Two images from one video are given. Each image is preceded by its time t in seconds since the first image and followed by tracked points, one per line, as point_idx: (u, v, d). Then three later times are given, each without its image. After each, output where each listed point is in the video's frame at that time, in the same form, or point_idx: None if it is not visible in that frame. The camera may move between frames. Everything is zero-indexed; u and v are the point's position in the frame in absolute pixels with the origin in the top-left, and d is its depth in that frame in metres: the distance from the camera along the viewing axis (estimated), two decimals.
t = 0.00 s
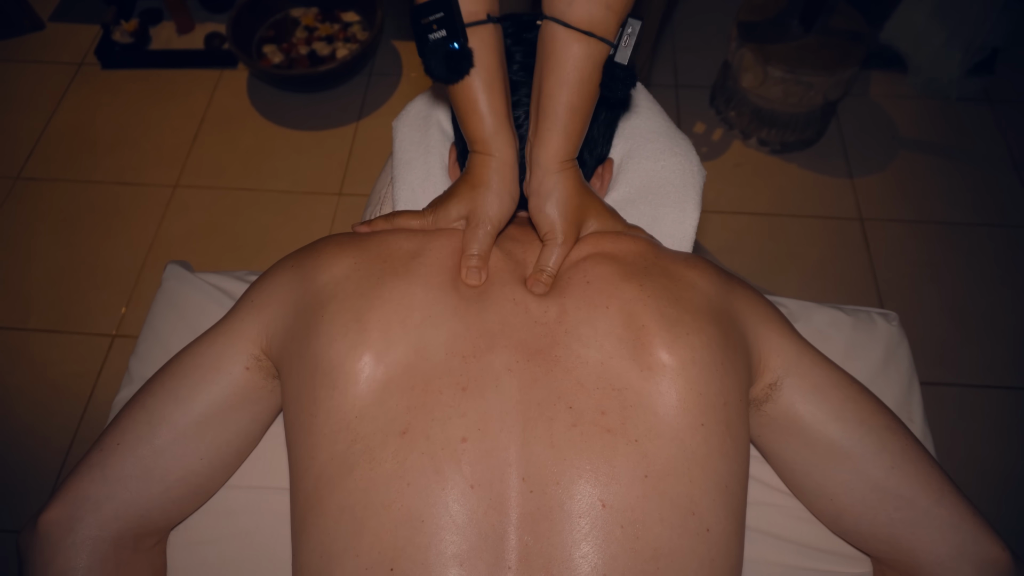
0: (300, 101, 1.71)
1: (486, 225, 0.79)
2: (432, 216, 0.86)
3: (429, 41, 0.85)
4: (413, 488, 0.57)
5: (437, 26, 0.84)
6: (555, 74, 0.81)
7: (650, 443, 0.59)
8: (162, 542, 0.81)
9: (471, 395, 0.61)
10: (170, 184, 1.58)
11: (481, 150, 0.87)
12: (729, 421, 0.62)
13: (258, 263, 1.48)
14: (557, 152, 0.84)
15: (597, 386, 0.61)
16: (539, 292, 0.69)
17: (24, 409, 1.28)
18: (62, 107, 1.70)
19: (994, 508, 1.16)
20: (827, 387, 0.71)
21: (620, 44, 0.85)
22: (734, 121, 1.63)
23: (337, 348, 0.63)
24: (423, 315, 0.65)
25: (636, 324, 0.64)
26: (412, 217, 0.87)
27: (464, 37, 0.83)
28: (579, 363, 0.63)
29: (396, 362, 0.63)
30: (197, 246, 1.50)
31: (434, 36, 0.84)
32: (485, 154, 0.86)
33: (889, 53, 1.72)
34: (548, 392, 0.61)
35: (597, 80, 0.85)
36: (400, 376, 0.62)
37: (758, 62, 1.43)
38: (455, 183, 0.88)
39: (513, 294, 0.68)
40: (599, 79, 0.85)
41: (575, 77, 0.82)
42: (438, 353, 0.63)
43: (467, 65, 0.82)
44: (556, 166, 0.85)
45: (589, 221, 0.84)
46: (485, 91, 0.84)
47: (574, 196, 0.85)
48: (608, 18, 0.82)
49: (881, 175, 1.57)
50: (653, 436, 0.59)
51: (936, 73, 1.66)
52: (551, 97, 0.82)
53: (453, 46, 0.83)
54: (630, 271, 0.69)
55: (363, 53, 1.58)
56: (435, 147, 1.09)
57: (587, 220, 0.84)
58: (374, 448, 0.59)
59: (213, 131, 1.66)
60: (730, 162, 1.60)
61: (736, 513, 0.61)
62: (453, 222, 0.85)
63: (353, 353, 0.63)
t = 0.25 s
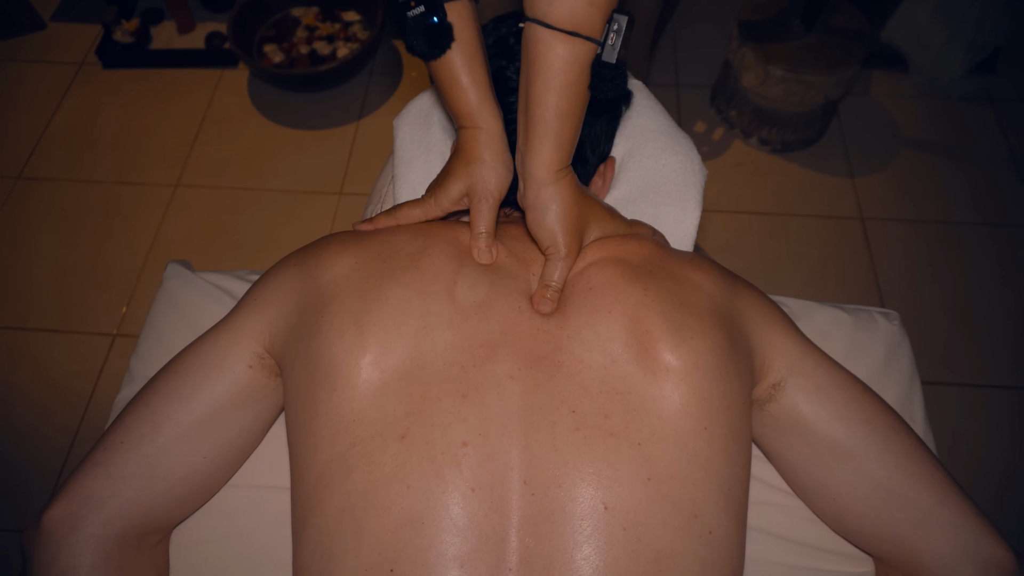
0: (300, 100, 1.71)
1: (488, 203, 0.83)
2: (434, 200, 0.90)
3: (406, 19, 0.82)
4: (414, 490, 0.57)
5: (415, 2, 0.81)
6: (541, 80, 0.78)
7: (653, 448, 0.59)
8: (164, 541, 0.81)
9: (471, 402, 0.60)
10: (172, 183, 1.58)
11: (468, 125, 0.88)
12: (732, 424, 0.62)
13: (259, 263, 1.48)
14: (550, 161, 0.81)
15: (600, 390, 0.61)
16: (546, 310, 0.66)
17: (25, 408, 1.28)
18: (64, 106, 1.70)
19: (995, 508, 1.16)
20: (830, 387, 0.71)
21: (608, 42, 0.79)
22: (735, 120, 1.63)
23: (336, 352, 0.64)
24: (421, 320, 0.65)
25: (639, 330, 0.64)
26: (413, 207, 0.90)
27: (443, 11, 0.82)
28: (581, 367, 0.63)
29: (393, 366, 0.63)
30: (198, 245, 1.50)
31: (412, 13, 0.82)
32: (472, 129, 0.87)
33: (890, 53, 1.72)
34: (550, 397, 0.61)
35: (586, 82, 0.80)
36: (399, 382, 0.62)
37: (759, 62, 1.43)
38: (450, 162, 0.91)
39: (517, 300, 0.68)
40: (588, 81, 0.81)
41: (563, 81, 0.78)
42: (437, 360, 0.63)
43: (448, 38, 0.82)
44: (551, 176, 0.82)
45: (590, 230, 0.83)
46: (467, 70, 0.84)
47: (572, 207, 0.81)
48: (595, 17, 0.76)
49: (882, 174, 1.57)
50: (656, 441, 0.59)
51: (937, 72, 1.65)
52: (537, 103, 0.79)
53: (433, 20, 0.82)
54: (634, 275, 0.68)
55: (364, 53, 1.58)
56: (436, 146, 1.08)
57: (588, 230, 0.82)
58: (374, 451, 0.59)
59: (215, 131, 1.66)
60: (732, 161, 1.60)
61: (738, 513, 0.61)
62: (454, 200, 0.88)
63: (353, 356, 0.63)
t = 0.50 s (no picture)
0: (301, 99, 1.71)
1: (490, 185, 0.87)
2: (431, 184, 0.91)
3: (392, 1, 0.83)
4: (416, 490, 0.57)
5: None
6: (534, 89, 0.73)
7: (657, 449, 0.59)
8: (166, 540, 0.81)
9: (474, 403, 0.60)
10: (172, 182, 1.58)
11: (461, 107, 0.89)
12: (735, 425, 0.63)
13: (259, 262, 1.48)
14: (548, 174, 0.76)
15: (602, 391, 0.61)
16: (552, 333, 0.65)
17: (25, 407, 1.28)
18: (64, 105, 1.70)
19: (996, 507, 1.16)
20: (833, 386, 0.71)
21: (601, 46, 0.74)
22: (735, 119, 1.63)
23: (337, 351, 0.63)
24: (421, 321, 0.65)
25: (644, 333, 0.64)
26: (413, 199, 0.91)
27: None
28: (583, 368, 0.63)
29: (393, 366, 0.63)
30: (199, 244, 1.50)
31: None
32: (464, 109, 0.89)
33: (891, 52, 1.71)
34: (553, 399, 0.61)
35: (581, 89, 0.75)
36: (399, 382, 0.62)
37: (759, 60, 1.43)
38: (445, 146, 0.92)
39: (522, 305, 0.68)
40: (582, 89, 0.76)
41: (556, 88, 0.73)
42: (438, 361, 0.63)
43: (433, 17, 0.83)
44: (550, 190, 0.77)
45: (593, 244, 0.76)
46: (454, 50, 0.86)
47: (575, 220, 0.76)
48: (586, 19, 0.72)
49: (883, 173, 1.57)
50: (660, 444, 0.59)
51: (938, 71, 1.65)
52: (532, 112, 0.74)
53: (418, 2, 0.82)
54: (636, 268, 0.69)
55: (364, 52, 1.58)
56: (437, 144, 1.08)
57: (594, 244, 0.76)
58: (374, 451, 0.59)
59: (215, 130, 1.66)
60: (733, 160, 1.60)
61: (740, 511, 0.61)
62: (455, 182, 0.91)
63: (354, 355, 0.63)
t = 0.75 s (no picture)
0: (302, 97, 1.70)
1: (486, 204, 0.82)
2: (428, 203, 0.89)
3: (404, 22, 0.82)
4: (417, 486, 0.57)
5: (414, 6, 0.81)
6: (550, 75, 0.79)
7: (655, 436, 0.59)
8: (166, 538, 0.81)
9: (475, 395, 0.60)
10: (173, 180, 1.58)
11: (466, 128, 0.87)
12: (733, 414, 0.62)
13: (260, 260, 1.48)
14: (556, 155, 0.81)
15: (601, 376, 0.62)
16: (555, 307, 0.67)
17: (26, 406, 1.28)
18: (64, 103, 1.70)
19: (995, 505, 1.16)
20: (834, 383, 0.71)
21: (614, 40, 0.81)
22: (736, 118, 1.63)
23: (338, 350, 0.63)
24: (423, 319, 0.65)
25: (642, 315, 0.64)
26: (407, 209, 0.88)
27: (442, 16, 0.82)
28: (584, 351, 0.63)
29: (395, 363, 0.63)
30: (199, 242, 1.50)
31: (410, 16, 0.82)
32: (469, 133, 0.86)
33: (892, 50, 1.71)
34: (553, 383, 0.61)
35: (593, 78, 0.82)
36: (400, 380, 0.62)
37: (761, 58, 1.43)
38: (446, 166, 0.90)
39: (524, 288, 0.69)
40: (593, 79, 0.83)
41: (570, 77, 0.80)
42: (440, 358, 0.63)
43: (446, 43, 0.82)
44: (556, 170, 0.82)
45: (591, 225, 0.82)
46: (467, 68, 0.84)
47: (577, 201, 0.82)
48: (601, 16, 0.79)
49: (884, 172, 1.57)
50: (658, 430, 0.59)
51: (939, 70, 1.65)
52: (547, 98, 0.80)
53: (431, 24, 0.82)
54: (635, 262, 0.69)
55: (365, 50, 1.58)
56: (438, 143, 1.08)
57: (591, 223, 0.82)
58: (376, 448, 0.59)
59: (216, 128, 1.66)
60: (733, 159, 1.60)
61: (740, 507, 0.61)
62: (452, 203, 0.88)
63: (355, 354, 0.63)
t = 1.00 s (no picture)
0: (303, 95, 1.70)
1: (486, 221, 0.79)
2: (427, 208, 0.86)
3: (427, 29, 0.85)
4: (418, 482, 0.57)
5: (436, 14, 0.84)
6: (574, 59, 0.83)
7: (653, 424, 0.59)
8: (164, 536, 0.81)
9: (478, 388, 0.61)
10: (174, 177, 1.58)
11: (479, 141, 0.86)
12: (731, 399, 0.62)
13: (261, 258, 1.48)
14: (570, 134, 0.84)
15: (600, 364, 0.62)
16: (550, 279, 0.71)
17: (25, 403, 1.28)
18: (65, 100, 1.70)
19: (994, 504, 1.16)
20: (833, 380, 0.71)
21: (635, 31, 0.84)
22: (738, 117, 1.62)
23: (338, 351, 0.63)
24: (427, 318, 0.65)
25: (637, 301, 0.64)
26: (406, 211, 0.86)
27: (463, 27, 0.83)
28: (584, 338, 0.63)
29: (397, 361, 0.63)
30: (200, 240, 1.50)
31: (433, 24, 0.84)
32: (481, 146, 0.85)
33: (895, 49, 1.70)
34: (553, 372, 0.61)
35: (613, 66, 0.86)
36: (404, 377, 0.62)
37: (763, 57, 1.43)
38: (451, 176, 0.88)
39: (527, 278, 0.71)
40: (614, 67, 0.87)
41: (593, 62, 0.84)
42: (445, 355, 0.63)
43: (464, 55, 0.83)
44: (567, 148, 0.85)
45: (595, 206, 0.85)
46: (487, 79, 0.84)
47: (585, 179, 0.84)
48: (625, 7, 0.84)
49: (886, 172, 1.57)
50: (656, 418, 0.59)
51: (941, 69, 1.65)
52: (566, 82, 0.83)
53: (451, 35, 0.83)
54: (634, 257, 0.69)
55: (366, 48, 1.57)
56: (439, 141, 1.08)
57: (596, 200, 0.85)
58: (377, 445, 0.59)
59: (217, 126, 1.66)
60: (735, 158, 1.60)
61: (739, 505, 0.61)
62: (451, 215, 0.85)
63: (355, 354, 0.62)
